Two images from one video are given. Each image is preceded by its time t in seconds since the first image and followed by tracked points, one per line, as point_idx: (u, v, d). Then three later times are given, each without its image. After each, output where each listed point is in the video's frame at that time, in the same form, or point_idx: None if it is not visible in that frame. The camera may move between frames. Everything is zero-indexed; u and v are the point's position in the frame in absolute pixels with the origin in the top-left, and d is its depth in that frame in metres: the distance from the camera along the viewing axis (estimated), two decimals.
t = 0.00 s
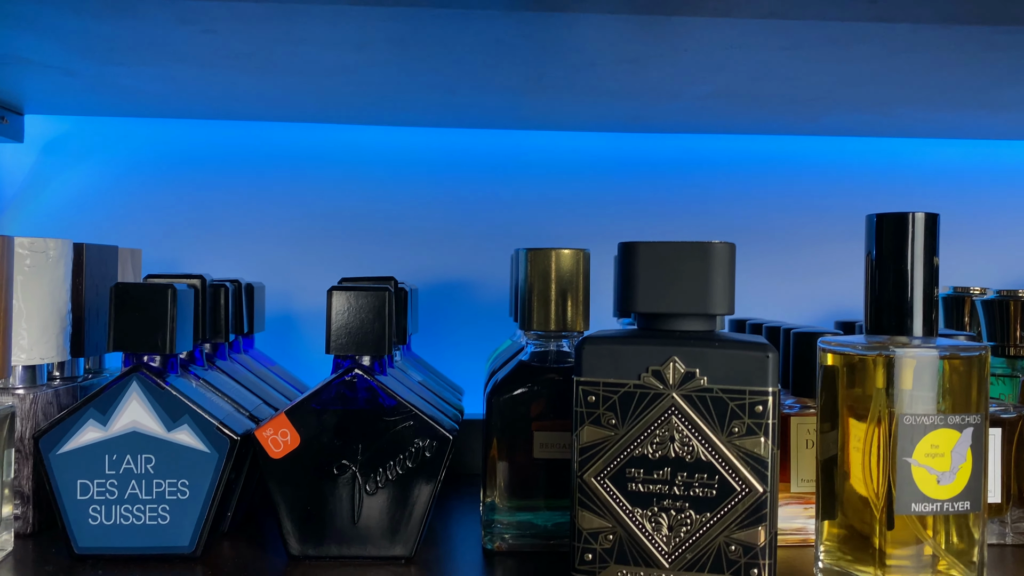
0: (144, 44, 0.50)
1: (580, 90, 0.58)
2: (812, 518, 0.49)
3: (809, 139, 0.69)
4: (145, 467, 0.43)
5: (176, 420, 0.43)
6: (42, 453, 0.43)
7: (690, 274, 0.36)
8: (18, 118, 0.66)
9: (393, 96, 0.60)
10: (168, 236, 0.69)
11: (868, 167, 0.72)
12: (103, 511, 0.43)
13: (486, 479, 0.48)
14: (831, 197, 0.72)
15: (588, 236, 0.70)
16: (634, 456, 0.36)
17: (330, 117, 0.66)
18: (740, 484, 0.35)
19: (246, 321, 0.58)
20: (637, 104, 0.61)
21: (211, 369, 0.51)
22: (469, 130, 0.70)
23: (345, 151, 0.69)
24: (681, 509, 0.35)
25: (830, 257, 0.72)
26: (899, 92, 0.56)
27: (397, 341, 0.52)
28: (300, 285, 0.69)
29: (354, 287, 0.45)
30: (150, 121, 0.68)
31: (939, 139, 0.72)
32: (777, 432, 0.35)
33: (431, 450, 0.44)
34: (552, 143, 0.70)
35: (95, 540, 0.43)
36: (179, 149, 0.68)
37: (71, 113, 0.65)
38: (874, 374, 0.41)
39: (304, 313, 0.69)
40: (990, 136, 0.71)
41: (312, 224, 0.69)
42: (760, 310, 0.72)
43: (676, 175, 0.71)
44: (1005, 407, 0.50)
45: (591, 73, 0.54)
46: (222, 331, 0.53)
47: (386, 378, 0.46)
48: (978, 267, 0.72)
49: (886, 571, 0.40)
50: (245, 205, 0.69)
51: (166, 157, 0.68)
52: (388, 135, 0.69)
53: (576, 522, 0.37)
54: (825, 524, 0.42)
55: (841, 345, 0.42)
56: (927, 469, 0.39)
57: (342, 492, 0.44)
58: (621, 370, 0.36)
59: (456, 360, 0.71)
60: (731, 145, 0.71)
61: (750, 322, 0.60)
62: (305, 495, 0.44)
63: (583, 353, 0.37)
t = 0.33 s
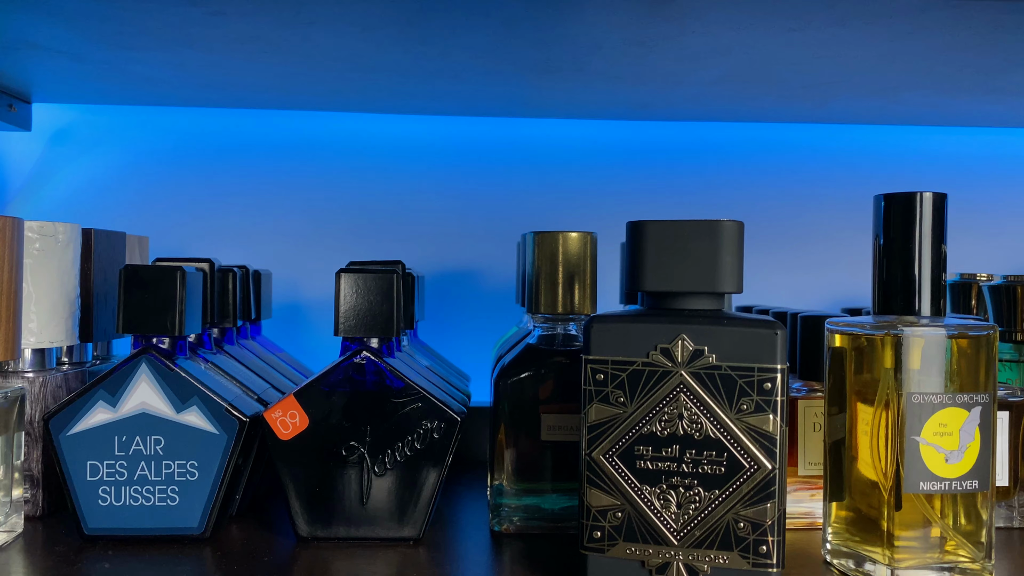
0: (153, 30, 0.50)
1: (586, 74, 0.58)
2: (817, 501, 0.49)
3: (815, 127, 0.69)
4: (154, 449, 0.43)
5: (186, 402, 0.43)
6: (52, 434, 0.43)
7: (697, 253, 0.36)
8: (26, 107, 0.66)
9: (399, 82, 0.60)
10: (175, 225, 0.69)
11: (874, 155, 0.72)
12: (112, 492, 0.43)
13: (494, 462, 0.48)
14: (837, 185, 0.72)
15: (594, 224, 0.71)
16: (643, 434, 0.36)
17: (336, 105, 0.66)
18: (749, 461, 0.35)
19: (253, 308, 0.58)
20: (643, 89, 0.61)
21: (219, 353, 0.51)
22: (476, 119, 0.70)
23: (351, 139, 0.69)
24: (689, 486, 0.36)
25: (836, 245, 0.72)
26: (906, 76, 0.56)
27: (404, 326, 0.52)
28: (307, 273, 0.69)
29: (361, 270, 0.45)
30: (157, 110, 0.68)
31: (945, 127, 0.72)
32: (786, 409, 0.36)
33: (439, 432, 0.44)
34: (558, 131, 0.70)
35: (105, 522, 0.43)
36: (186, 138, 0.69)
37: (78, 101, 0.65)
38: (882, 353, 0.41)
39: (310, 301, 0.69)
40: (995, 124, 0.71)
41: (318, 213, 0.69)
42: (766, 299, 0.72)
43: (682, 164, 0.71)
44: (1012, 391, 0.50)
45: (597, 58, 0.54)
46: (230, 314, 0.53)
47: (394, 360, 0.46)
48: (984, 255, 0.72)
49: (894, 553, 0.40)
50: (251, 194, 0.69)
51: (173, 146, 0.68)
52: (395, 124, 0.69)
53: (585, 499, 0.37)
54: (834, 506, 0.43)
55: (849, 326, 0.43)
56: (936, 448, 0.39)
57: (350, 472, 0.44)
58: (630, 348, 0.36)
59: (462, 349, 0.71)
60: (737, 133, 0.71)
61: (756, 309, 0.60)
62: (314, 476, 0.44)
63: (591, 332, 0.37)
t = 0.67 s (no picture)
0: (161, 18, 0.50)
1: (592, 62, 0.58)
2: (824, 487, 0.49)
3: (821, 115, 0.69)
4: (163, 433, 0.44)
5: (194, 386, 0.43)
6: (61, 418, 0.43)
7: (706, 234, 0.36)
8: (33, 97, 0.66)
9: (405, 71, 0.60)
10: (182, 214, 0.69)
11: (881, 145, 0.72)
12: (121, 476, 0.43)
13: (501, 449, 0.48)
14: (842, 175, 0.72)
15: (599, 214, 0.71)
16: (652, 415, 0.36)
17: (342, 94, 0.66)
18: (758, 441, 0.35)
19: (261, 295, 0.58)
20: (649, 77, 0.61)
21: (227, 339, 0.52)
22: (481, 108, 0.70)
23: (357, 129, 0.69)
24: (698, 466, 0.36)
25: (841, 234, 0.72)
26: (913, 62, 0.56)
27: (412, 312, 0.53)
28: (313, 262, 0.70)
29: (368, 254, 0.45)
30: (163, 99, 0.68)
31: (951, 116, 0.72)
32: (795, 390, 0.35)
33: (447, 416, 0.44)
34: (564, 120, 0.70)
35: (113, 505, 0.43)
36: (192, 127, 0.69)
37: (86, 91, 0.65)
38: (891, 335, 0.41)
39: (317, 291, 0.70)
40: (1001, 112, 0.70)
41: (324, 202, 0.69)
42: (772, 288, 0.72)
43: (688, 154, 0.71)
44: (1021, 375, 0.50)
45: (604, 45, 0.54)
46: (238, 300, 0.53)
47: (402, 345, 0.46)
48: (991, 244, 0.72)
49: (903, 536, 0.39)
50: (258, 184, 0.69)
51: (179, 135, 0.69)
52: (401, 113, 0.69)
53: (594, 480, 0.37)
54: (843, 490, 0.43)
55: (857, 308, 0.43)
56: (945, 429, 0.39)
57: (358, 456, 0.44)
58: (639, 328, 0.36)
59: (469, 338, 0.71)
60: (743, 123, 0.71)
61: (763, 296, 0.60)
62: (323, 460, 0.44)
63: (600, 313, 0.37)
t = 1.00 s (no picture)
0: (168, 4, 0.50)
1: (598, 49, 0.57)
2: (830, 473, 0.49)
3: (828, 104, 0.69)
4: (171, 416, 0.44)
5: (202, 369, 0.43)
6: (69, 401, 0.43)
7: (716, 214, 0.36)
8: (39, 86, 0.66)
9: (409, 58, 0.60)
10: (188, 204, 0.69)
11: (888, 134, 0.71)
12: (129, 459, 0.43)
13: (509, 434, 0.48)
14: (849, 164, 0.71)
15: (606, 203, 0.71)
16: (662, 395, 0.36)
17: (348, 83, 0.66)
18: (769, 420, 0.35)
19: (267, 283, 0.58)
20: (655, 64, 0.60)
21: (234, 324, 0.52)
22: (488, 97, 0.70)
23: (363, 119, 0.69)
24: (709, 446, 0.36)
25: (848, 224, 0.72)
26: (922, 49, 0.55)
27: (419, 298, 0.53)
28: (319, 252, 0.69)
29: (376, 238, 0.45)
30: (169, 89, 0.68)
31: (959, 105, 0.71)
32: (805, 369, 0.35)
33: (455, 400, 0.44)
34: (570, 109, 0.70)
35: (122, 489, 0.43)
36: (198, 116, 0.69)
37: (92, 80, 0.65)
38: (901, 317, 0.40)
39: (323, 281, 0.70)
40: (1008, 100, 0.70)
41: (331, 192, 0.69)
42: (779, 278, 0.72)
43: (695, 143, 0.71)
44: None
45: (612, 32, 0.54)
46: (245, 286, 0.53)
47: (410, 330, 0.46)
48: (998, 233, 0.72)
49: (914, 518, 0.39)
50: (264, 173, 0.69)
51: (185, 124, 0.69)
52: (407, 102, 0.69)
53: (603, 461, 0.37)
54: (852, 474, 0.43)
55: (867, 291, 0.43)
56: (955, 411, 0.39)
57: (366, 440, 0.44)
58: (648, 309, 0.36)
59: (475, 327, 0.71)
60: (749, 112, 0.71)
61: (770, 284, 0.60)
62: (331, 443, 0.44)
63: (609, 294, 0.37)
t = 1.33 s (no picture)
0: None
1: (605, 43, 0.57)
2: (836, 464, 0.49)
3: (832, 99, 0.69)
4: (181, 406, 0.44)
5: (212, 359, 0.44)
6: (81, 391, 0.44)
7: (723, 204, 0.37)
8: (47, 81, 0.66)
9: (417, 53, 0.60)
10: (195, 198, 0.69)
11: (892, 128, 0.72)
12: (140, 449, 0.44)
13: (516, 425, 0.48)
14: (853, 158, 0.72)
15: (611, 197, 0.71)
16: (670, 382, 0.36)
17: (355, 77, 0.67)
18: (776, 407, 0.35)
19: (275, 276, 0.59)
20: (660, 59, 0.61)
21: (242, 316, 0.52)
22: (493, 92, 0.70)
23: (369, 114, 0.70)
24: (716, 433, 0.36)
25: (852, 217, 0.72)
26: (926, 43, 0.56)
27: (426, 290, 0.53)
28: (326, 246, 0.70)
29: (385, 229, 0.45)
30: (176, 83, 0.69)
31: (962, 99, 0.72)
32: (812, 356, 0.36)
33: (463, 389, 0.44)
34: (576, 104, 0.70)
35: (133, 478, 0.44)
36: (205, 111, 0.69)
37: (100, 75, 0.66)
38: (907, 306, 0.41)
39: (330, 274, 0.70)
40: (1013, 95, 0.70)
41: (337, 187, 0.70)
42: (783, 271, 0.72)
43: (700, 137, 0.71)
44: None
45: (617, 27, 0.54)
46: (253, 279, 0.53)
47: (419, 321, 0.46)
48: (1001, 227, 0.72)
49: (920, 506, 0.39)
50: (270, 168, 0.69)
51: (192, 119, 0.69)
52: (413, 97, 0.70)
53: (611, 448, 0.37)
54: (858, 463, 0.43)
55: (873, 280, 0.43)
56: (961, 399, 0.39)
57: (375, 429, 0.44)
58: (656, 298, 0.36)
59: (481, 321, 0.71)
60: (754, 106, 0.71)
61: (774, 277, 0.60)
62: (340, 433, 0.44)
63: (617, 283, 0.37)
